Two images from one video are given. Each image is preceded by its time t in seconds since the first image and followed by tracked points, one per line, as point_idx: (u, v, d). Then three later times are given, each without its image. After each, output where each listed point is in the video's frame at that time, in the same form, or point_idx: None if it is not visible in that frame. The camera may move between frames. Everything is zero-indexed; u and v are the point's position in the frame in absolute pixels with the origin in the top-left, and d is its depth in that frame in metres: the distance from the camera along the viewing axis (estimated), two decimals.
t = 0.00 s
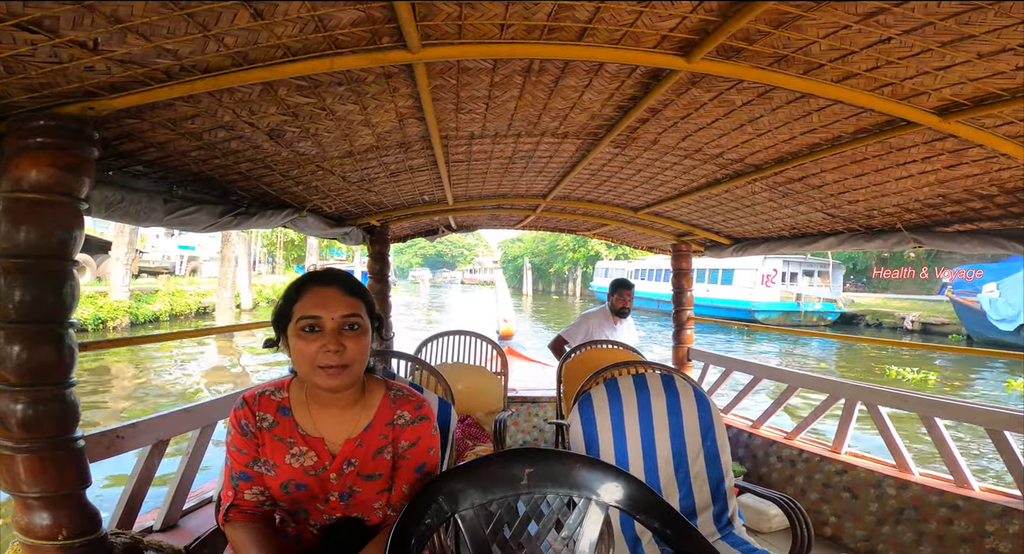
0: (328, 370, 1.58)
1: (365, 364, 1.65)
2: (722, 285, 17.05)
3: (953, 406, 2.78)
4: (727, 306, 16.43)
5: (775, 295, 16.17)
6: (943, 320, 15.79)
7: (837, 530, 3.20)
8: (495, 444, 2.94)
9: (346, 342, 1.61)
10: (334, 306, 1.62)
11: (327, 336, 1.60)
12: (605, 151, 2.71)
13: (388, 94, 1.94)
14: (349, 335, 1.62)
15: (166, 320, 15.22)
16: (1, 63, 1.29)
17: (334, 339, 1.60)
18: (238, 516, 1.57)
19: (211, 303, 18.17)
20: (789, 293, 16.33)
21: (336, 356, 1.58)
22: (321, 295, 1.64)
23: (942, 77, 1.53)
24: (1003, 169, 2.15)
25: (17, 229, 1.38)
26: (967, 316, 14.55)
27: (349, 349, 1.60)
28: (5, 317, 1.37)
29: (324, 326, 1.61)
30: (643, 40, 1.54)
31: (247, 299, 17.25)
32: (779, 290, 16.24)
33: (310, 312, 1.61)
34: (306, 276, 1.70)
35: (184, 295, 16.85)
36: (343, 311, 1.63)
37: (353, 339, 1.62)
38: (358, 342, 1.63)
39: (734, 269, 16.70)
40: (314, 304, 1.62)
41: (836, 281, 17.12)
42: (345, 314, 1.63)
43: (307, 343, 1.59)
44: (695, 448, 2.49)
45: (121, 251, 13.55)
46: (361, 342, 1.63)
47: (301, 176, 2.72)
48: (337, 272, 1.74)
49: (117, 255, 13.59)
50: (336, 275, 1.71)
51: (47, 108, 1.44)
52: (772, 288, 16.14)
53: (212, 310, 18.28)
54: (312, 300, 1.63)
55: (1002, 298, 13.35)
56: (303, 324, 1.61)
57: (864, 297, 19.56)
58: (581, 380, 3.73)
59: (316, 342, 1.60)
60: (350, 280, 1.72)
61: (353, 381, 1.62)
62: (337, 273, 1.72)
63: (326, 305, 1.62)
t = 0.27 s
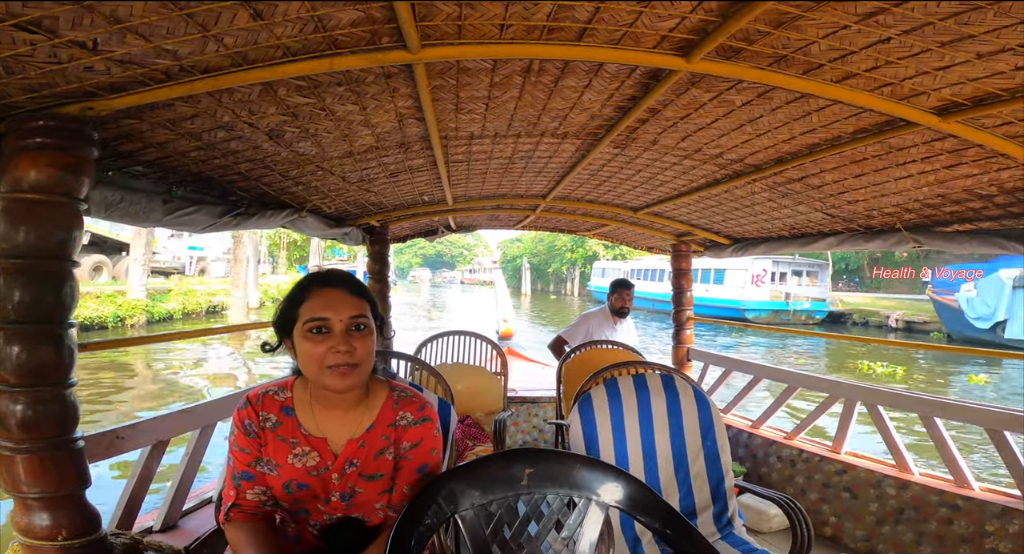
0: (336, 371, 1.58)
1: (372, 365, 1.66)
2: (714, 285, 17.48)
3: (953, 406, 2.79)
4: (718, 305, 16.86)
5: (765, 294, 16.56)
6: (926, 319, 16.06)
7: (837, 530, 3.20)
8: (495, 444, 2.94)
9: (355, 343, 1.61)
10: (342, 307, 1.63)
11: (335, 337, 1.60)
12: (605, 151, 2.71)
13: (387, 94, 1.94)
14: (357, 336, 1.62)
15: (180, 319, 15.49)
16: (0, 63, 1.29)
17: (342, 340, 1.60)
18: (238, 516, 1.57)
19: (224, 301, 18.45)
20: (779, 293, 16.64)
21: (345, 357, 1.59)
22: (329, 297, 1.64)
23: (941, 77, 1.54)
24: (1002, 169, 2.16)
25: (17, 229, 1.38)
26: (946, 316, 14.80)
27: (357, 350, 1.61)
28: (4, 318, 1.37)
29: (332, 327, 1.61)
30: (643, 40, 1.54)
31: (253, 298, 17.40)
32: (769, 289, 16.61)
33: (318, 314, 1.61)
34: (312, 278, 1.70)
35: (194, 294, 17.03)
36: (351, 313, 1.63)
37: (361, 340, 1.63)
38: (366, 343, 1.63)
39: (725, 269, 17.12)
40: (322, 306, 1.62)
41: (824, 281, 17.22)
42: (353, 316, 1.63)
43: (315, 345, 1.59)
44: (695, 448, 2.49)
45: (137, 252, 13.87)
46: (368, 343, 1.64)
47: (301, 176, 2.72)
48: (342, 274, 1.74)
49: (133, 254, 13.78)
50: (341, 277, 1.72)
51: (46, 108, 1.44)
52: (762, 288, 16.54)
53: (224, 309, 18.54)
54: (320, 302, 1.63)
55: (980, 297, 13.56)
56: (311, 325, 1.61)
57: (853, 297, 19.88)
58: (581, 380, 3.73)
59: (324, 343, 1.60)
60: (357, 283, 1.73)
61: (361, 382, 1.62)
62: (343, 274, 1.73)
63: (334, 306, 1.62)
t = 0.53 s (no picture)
0: (332, 381, 1.58)
1: (367, 371, 1.66)
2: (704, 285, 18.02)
3: (950, 404, 2.79)
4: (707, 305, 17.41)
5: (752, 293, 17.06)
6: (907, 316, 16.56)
7: (836, 529, 3.21)
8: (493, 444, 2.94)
9: (348, 352, 1.61)
10: (333, 316, 1.61)
11: (328, 347, 1.59)
12: (601, 151, 2.71)
13: (384, 95, 1.94)
14: (350, 345, 1.62)
15: (185, 320, 15.64)
16: None
17: (335, 350, 1.59)
18: (238, 517, 1.57)
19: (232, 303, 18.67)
20: (766, 292, 17.14)
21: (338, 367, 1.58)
22: (319, 306, 1.62)
23: (935, 76, 1.54)
24: (997, 168, 2.17)
25: (13, 231, 1.38)
26: (922, 312, 15.44)
27: (350, 359, 1.60)
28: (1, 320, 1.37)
29: (325, 338, 1.60)
30: (639, 40, 1.55)
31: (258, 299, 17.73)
32: (756, 289, 17.12)
33: (309, 324, 1.60)
34: (301, 284, 1.68)
35: (194, 296, 17.07)
36: (343, 321, 1.62)
37: (354, 348, 1.62)
38: (361, 350, 1.64)
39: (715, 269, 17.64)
40: (313, 315, 1.61)
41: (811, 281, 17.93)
42: (344, 324, 1.62)
43: (309, 356, 1.58)
44: (693, 447, 2.49)
45: (154, 256, 14.50)
46: (361, 350, 1.64)
47: (298, 177, 2.72)
48: (333, 277, 1.72)
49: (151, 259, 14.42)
50: (332, 281, 1.70)
51: (43, 110, 1.44)
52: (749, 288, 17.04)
53: (234, 309, 18.82)
54: (310, 311, 1.61)
55: (952, 293, 14.31)
56: (303, 336, 1.60)
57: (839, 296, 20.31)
58: (579, 380, 3.73)
59: (317, 353, 1.59)
60: (346, 286, 1.71)
61: (356, 388, 1.62)
62: (334, 279, 1.71)
63: (325, 315, 1.61)
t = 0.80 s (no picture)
0: (316, 373, 1.58)
1: (355, 367, 1.64)
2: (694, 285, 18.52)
3: (947, 402, 2.80)
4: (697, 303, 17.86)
5: (739, 293, 17.61)
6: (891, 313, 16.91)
7: (835, 527, 3.22)
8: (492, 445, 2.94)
9: (333, 345, 1.60)
10: (323, 308, 1.62)
11: (314, 338, 1.60)
12: (598, 151, 2.72)
13: (381, 96, 1.94)
14: (338, 338, 1.61)
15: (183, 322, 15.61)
16: None
17: (320, 341, 1.59)
18: (233, 518, 1.56)
19: (238, 305, 18.80)
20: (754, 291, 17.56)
21: (322, 358, 1.58)
22: (310, 297, 1.63)
23: (928, 75, 1.55)
24: (992, 166, 2.18)
25: (9, 233, 1.37)
26: (902, 309, 15.74)
27: (336, 352, 1.60)
28: None
29: (312, 329, 1.60)
30: (635, 40, 1.56)
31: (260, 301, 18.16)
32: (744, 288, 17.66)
33: (298, 314, 1.61)
34: (299, 280, 1.70)
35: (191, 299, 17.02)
36: (331, 314, 1.62)
37: (342, 342, 1.62)
38: (347, 345, 1.62)
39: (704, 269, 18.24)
40: (302, 306, 1.62)
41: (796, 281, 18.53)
42: (333, 317, 1.62)
43: (295, 345, 1.59)
44: (691, 447, 2.50)
45: (168, 260, 14.81)
46: (349, 345, 1.62)
47: (295, 179, 2.72)
48: (331, 275, 1.73)
49: (167, 262, 14.88)
50: (328, 277, 1.71)
51: (39, 111, 1.43)
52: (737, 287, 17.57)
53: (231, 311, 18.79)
54: (301, 302, 1.63)
55: (930, 292, 14.60)
56: (291, 325, 1.61)
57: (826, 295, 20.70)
58: (577, 380, 3.73)
59: (303, 343, 1.59)
60: (341, 283, 1.72)
61: (342, 384, 1.61)
62: (332, 276, 1.72)
63: (314, 307, 1.62)
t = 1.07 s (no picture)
0: (322, 375, 1.57)
1: (359, 368, 1.65)
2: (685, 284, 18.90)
3: (945, 401, 2.80)
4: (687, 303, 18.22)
5: (728, 293, 18.00)
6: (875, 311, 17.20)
7: (834, 526, 3.23)
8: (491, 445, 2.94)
9: (339, 347, 1.60)
10: (326, 310, 1.62)
11: (319, 341, 1.59)
12: (596, 151, 2.72)
13: (378, 97, 1.95)
14: (342, 340, 1.62)
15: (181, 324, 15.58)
16: None
17: (326, 344, 1.59)
18: (233, 519, 1.56)
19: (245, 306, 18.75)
20: (743, 291, 18.00)
21: (328, 360, 1.58)
22: (313, 300, 1.63)
23: (923, 74, 1.56)
24: (987, 165, 2.19)
25: (6, 235, 1.37)
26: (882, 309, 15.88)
27: (341, 354, 1.60)
28: None
29: (317, 331, 1.60)
30: (631, 41, 1.56)
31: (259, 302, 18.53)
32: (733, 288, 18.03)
33: (302, 317, 1.61)
34: (298, 281, 1.70)
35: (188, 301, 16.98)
36: (335, 316, 1.62)
37: (346, 344, 1.62)
38: (351, 347, 1.63)
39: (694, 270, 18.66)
40: (306, 309, 1.62)
41: (783, 281, 19.00)
42: (337, 319, 1.62)
43: (301, 348, 1.59)
44: (689, 446, 2.50)
45: (180, 264, 15.01)
46: (353, 346, 1.63)
47: (292, 180, 2.72)
48: (329, 276, 1.73)
49: (176, 264, 15.16)
50: (327, 279, 1.71)
51: (36, 113, 1.43)
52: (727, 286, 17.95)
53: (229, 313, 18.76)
54: (304, 305, 1.62)
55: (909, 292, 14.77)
56: (295, 329, 1.60)
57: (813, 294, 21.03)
58: (576, 380, 3.73)
59: (308, 346, 1.59)
60: (343, 286, 1.72)
61: (347, 385, 1.61)
62: (331, 277, 1.72)
63: (318, 309, 1.61)
